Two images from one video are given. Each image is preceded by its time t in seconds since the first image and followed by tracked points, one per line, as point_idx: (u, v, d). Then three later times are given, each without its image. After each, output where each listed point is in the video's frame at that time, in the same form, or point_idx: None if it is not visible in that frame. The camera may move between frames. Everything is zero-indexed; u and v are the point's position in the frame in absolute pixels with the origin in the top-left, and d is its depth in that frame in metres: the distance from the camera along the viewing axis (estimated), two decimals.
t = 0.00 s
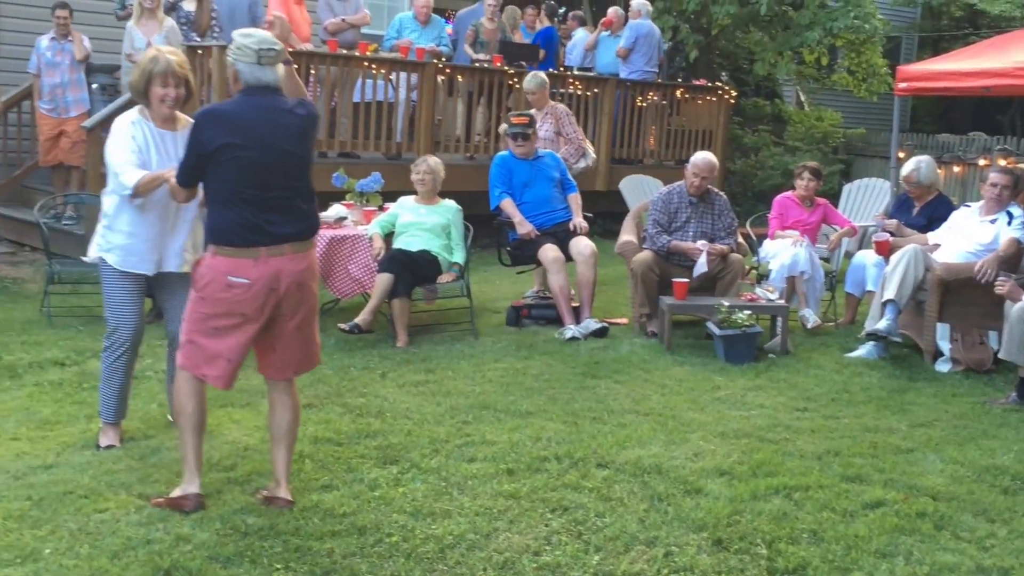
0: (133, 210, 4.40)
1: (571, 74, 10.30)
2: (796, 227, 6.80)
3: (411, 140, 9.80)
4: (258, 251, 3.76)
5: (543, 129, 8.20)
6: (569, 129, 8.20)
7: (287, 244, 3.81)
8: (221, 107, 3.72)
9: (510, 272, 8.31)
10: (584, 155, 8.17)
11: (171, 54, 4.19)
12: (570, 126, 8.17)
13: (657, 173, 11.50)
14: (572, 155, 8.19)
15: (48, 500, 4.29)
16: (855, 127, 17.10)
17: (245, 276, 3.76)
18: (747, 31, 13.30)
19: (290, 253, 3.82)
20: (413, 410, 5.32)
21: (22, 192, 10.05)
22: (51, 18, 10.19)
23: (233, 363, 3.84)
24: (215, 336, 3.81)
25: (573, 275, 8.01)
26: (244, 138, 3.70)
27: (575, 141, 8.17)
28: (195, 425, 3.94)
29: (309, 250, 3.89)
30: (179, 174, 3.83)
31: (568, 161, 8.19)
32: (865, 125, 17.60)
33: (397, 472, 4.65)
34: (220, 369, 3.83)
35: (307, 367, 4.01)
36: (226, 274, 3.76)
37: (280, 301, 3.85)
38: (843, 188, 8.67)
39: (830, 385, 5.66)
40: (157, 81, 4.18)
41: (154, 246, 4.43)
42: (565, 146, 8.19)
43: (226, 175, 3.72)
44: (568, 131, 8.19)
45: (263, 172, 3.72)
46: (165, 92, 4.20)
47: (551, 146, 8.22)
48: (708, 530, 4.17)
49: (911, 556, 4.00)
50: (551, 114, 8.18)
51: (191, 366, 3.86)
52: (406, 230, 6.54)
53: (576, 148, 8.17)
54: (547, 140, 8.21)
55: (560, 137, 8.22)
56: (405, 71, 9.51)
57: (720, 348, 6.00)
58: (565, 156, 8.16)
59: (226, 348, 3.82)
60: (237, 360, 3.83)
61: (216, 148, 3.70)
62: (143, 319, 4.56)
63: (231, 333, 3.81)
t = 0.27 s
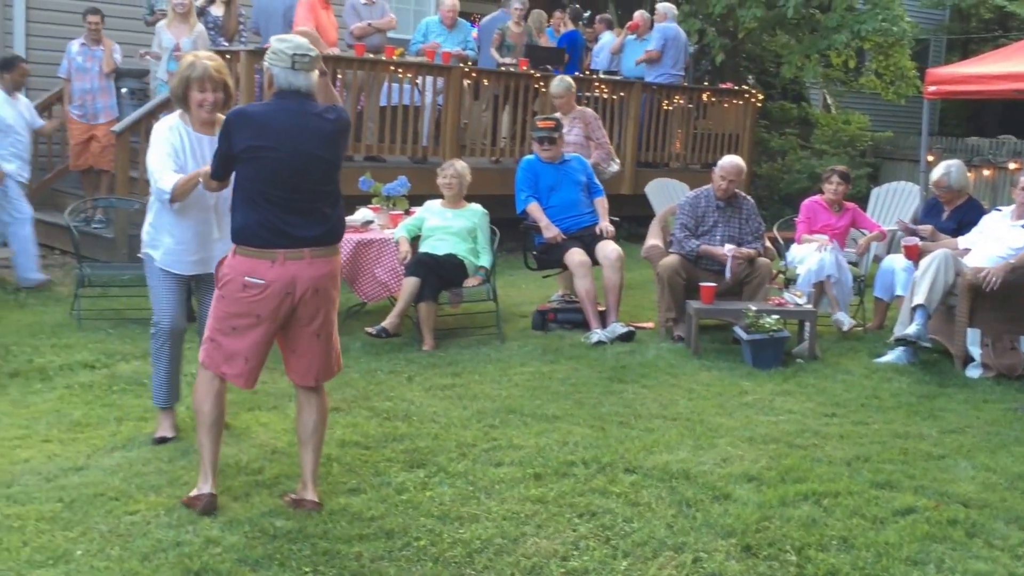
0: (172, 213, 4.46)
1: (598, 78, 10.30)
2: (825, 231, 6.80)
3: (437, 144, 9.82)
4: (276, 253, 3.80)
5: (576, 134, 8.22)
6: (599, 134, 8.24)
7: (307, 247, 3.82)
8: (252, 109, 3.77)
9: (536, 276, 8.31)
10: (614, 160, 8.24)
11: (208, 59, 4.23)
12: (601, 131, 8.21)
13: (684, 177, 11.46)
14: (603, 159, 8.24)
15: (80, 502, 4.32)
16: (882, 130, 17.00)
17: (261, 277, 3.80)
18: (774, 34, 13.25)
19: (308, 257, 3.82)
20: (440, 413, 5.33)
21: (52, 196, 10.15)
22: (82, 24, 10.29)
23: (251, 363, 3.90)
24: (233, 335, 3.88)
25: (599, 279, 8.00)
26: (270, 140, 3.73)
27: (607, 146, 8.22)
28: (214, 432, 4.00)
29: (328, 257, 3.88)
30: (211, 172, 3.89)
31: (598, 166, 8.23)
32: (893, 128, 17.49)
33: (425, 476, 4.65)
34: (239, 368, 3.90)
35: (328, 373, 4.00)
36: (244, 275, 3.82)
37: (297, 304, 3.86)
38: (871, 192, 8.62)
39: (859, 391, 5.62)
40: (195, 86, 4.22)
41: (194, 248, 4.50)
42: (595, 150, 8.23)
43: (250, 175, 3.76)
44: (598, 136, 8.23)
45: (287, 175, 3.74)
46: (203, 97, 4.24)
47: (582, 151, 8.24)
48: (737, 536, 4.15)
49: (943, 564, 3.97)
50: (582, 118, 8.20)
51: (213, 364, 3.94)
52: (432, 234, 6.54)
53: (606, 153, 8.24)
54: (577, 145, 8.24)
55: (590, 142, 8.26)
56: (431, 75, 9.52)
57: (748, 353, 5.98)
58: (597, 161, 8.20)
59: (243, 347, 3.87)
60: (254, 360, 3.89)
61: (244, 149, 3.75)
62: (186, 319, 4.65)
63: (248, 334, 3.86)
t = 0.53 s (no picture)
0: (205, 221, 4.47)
1: (625, 81, 10.35)
2: (853, 235, 6.77)
3: (462, 148, 9.83)
4: (276, 256, 3.81)
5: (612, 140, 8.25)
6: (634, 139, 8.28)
7: (308, 251, 3.81)
8: (265, 111, 3.80)
9: (562, 280, 8.31)
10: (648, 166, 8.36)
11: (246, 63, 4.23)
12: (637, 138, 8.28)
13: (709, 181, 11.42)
14: (637, 166, 8.35)
15: (110, 504, 4.35)
16: (910, 134, 16.91)
17: (260, 279, 3.81)
18: (800, 37, 13.20)
19: (309, 262, 3.82)
20: (466, 417, 5.33)
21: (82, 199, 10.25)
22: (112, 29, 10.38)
23: (252, 368, 3.91)
24: (234, 340, 3.89)
25: (625, 283, 8.00)
26: (278, 143, 3.76)
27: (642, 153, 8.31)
28: (238, 449, 4.02)
29: (331, 262, 3.86)
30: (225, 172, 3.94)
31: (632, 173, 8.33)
32: (921, 132, 17.38)
33: (452, 480, 4.66)
34: (240, 372, 3.90)
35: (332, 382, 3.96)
36: (244, 277, 3.84)
37: (297, 309, 3.85)
38: (899, 197, 8.57)
39: (888, 397, 5.59)
40: (231, 89, 4.22)
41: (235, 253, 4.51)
42: (630, 157, 8.30)
43: (259, 177, 3.80)
44: (634, 142, 8.29)
45: (295, 179, 3.76)
46: (239, 100, 4.23)
47: (616, 157, 8.30)
48: (766, 543, 4.12)
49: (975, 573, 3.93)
50: (618, 124, 8.21)
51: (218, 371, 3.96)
52: (458, 238, 6.56)
53: (641, 159, 8.34)
54: (612, 150, 8.23)
55: (625, 147, 8.31)
56: (457, 79, 9.54)
57: (775, 358, 5.96)
58: (632, 167, 8.31)
59: (244, 352, 3.88)
60: (253, 366, 3.89)
61: (254, 150, 3.79)
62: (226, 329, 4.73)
63: (248, 338, 3.87)
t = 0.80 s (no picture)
0: (251, 226, 4.41)
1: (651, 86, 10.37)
2: (882, 240, 6.75)
3: (488, 152, 9.84)
4: (293, 263, 3.82)
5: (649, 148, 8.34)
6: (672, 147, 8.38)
7: (325, 258, 3.82)
8: (290, 119, 3.80)
9: (588, 285, 8.31)
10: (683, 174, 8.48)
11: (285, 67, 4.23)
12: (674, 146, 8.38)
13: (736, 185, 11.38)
14: (673, 174, 8.47)
15: (140, 507, 4.37)
16: (938, 138, 16.81)
17: (278, 285, 3.83)
18: (828, 41, 13.13)
19: (325, 268, 3.82)
20: (493, 422, 5.34)
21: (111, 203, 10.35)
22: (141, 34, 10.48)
23: (272, 371, 3.93)
24: (254, 344, 3.91)
25: (651, 288, 7.98)
26: (298, 151, 3.77)
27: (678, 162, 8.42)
28: (262, 443, 4.07)
29: (350, 268, 3.87)
30: (243, 177, 3.94)
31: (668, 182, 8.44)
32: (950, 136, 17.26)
33: (479, 485, 4.65)
34: (260, 375, 3.93)
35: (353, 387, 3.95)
36: (263, 283, 3.86)
37: (315, 315, 3.86)
38: (928, 202, 8.52)
39: (918, 404, 5.55)
40: (269, 93, 4.20)
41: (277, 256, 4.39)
42: (667, 165, 8.41)
43: (276, 183, 3.82)
44: (670, 151, 8.39)
45: (310, 187, 3.78)
46: (277, 103, 4.19)
47: (654, 165, 8.40)
48: (795, 550, 4.09)
49: None
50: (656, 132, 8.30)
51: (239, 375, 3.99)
52: (484, 242, 6.57)
53: (676, 167, 8.45)
54: (649, 159, 8.35)
55: (662, 155, 8.41)
56: (483, 84, 9.56)
57: (803, 363, 5.93)
58: (669, 176, 8.41)
59: (264, 355, 3.91)
60: (272, 369, 3.91)
61: (274, 157, 3.80)
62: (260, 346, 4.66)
63: (267, 342, 3.89)
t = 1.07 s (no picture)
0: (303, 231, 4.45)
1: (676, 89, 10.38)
2: (910, 245, 6.71)
3: (512, 156, 9.85)
4: (326, 275, 3.86)
5: (681, 157, 8.40)
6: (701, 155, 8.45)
7: (351, 266, 3.91)
8: (297, 133, 3.83)
9: (613, 290, 8.30)
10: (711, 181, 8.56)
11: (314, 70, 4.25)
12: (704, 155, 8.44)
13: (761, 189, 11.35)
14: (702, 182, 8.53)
15: (167, 509, 4.39)
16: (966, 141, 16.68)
17: (313, 299, 3.85)
18: (854, 45, 13.07)
19: (354, 275, 3.92)
20: (518, 427, 5.33)
21: (138, 207, 10.43)
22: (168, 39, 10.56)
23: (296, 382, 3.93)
24: (278, 357, 3.88)
25: (677, 293, 7.97)
26: (311, 167, 3.81)
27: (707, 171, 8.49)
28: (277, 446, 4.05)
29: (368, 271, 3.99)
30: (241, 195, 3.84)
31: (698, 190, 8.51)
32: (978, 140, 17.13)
33: (504, 490, 4.65)
34: (284, 388, 3.91)
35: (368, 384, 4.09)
36: (295, 298, 3.84)
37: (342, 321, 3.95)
38: (957, 207, 8.46)
39: (946, 411, 5.50)
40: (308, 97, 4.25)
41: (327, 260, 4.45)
42: (697, 174, 8.47)
43: (293, 202, 3.83)
44: (701, 159, 8.45)
45: (336, 198, 3.86)
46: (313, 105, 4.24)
47: (684, 174, 8.46)
48: (823, 558, 4.06)
49: None
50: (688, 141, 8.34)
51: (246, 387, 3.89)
52: (509, 247, 6.56)
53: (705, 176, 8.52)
54: (680, 168, 8.42)
55: (692, 164, 8.47)
56: (508, 88, 9.57)
57: (829, 370, 5.91)
58: (698, 185, 8.48)
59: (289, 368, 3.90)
60: (299, 381, 3.91)
61: (290, 175, 3.81)
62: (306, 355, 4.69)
63: (294, 354, 3.89)
